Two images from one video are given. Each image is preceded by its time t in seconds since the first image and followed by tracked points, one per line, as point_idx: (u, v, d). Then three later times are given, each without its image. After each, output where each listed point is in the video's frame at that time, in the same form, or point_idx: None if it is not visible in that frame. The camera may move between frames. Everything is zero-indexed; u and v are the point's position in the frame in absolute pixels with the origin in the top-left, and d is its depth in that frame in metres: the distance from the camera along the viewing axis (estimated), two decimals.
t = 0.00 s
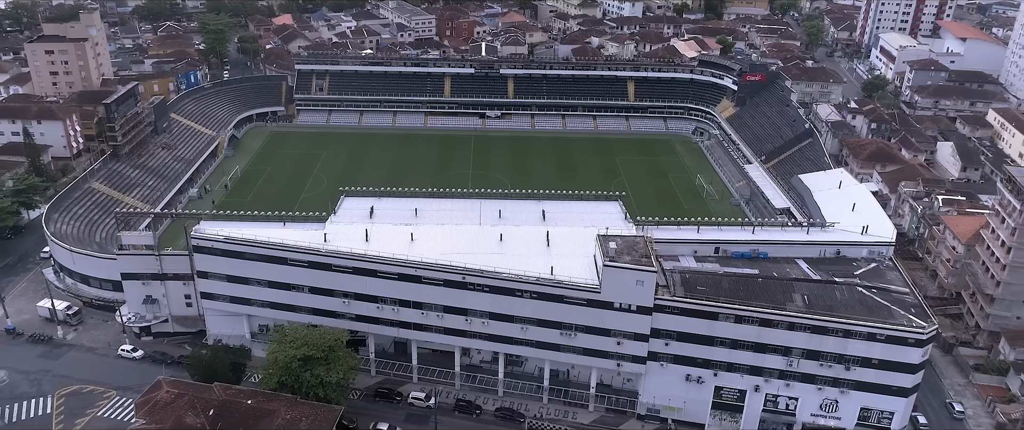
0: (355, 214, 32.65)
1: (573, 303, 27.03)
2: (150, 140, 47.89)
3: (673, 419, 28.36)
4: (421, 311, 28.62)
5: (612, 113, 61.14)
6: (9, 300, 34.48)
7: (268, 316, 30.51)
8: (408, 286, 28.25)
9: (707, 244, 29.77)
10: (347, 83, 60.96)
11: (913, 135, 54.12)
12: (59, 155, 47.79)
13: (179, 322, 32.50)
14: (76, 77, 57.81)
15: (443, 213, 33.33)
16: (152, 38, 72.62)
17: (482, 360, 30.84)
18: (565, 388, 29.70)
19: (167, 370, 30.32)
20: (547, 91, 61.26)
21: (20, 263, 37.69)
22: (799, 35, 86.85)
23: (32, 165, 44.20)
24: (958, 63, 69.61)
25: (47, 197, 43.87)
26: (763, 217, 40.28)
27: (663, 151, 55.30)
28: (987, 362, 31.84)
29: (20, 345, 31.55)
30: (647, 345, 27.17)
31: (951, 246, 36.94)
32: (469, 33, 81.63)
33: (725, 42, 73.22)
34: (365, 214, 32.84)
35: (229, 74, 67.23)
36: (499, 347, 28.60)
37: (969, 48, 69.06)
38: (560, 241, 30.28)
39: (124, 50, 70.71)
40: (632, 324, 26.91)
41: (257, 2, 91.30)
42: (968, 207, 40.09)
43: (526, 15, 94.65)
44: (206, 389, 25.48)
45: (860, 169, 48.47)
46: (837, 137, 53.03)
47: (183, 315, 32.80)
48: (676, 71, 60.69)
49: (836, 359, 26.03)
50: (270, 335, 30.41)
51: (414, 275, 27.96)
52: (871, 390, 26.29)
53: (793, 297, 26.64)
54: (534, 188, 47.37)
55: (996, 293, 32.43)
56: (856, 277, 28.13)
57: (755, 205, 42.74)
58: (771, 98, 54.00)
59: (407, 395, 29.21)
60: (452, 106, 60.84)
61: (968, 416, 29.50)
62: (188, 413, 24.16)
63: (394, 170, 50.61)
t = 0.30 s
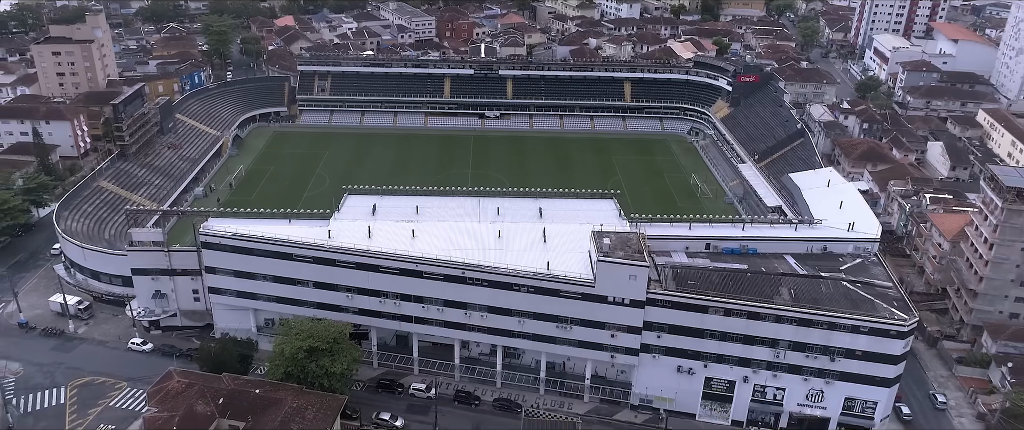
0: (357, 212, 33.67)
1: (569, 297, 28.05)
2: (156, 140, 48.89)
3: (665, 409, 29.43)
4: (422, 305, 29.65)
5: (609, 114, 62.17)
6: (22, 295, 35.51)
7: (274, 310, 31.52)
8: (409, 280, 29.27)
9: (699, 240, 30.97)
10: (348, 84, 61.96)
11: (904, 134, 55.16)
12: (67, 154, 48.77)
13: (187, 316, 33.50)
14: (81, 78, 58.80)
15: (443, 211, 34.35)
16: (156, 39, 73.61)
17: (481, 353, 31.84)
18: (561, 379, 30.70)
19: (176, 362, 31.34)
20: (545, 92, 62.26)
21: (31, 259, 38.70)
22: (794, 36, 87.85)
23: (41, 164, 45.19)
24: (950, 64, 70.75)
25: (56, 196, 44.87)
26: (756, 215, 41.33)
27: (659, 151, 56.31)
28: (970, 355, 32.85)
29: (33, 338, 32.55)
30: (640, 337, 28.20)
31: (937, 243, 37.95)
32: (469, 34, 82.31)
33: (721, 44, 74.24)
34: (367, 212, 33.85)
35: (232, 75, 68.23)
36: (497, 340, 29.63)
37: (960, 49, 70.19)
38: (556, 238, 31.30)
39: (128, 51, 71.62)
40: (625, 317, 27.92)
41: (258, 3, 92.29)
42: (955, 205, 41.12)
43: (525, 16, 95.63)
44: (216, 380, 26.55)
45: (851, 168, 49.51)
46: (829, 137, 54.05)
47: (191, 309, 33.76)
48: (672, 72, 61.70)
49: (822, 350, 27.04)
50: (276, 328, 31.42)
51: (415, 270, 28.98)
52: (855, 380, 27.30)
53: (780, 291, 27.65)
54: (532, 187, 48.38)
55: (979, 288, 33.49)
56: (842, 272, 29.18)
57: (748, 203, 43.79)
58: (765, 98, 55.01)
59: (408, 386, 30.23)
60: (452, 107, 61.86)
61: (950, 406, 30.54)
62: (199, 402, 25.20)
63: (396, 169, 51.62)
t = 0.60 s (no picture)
0: (360, 209, 34.72)
1: (564, 291, 29.09)
2: (162, 140, 49.90)
3: (658, 400, 30.48)
4: (423, 299, 30.68)
5: (606, 114, 63.23)
6: (34, 291, 36.53)
7: (280, 305, 32.54)
8: (411, 275, 30.29)
9: (691, 237, 31.87)
10: (350, 85, 62.96)
11: (895, 134, 56.21)
12: (75, 154, 49.77)
13: (195, 311, 34.55)
14: (88, 80, 59.79)
15: (443, 209, 35.38)
16: (160, 41, 74.62)
17: (480, 346, 32.87)
18: (558, 371, 31.75)
19: (185, 355, 32.37)
20: (543, 93, 63.26)
21: (41, 257, 39.71)
22: (790, 37, 88.89)
23: (50, 164, 46.22)
24: (942, 65, 71.98)
25: (65, 195, 45.89)
26: (748, 213, 42.41)
27: (655, 151, 57.37)
28: (954, 348, 33.90)
29: (45, 332, 33.57)
30: (633, 330, 29.26)
31: (924, 240, 38.95)
32: (469, 36, 83.11)
33: (717, 45, 75.30)
34: (370, 210, 34.90)
35: (236, 77, 69.26)
36: (495, 333, 30.69)
37: (952, 50, 71.36)
38: (552, 234, 32.32)
39: (133, 52, 72.54)
40: (619, 310, 28.98)
41: (261, 5, 93.32)
42: (942, 203, 42.11)
43: (525, 17, 96.64)
44: (225, 371, 27.63)
45: (843, 167, 50.57)
46: (822, 137, 55.08)
47: (199, 304, 34.84)
48: (668, 73, 62.74)
49: (808, 342, 28.07)
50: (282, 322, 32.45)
51: (416, 266, 30.02)
52: (840, 370, 28.32)
53: (768, 285, 28.69)
54: (531, 186, 49.46)
55: (963, 283, 34.52)
56: (828, 267, 30.23)
57: (742, 201, 44.84)
58: (758, 99, 56.02)
59: (410, 377, 31.27)
60: (451, 107, 62.93)
61: (934, 397, 31.58)
62: (209, 391, 26.25)
63: (397, 168, 52.64)
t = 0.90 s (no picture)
0: (363, 207, 35.77)
1: (560, 286, 30.13)
2: (169, 140, 50.97)
3: (651, 391, 31.54)
4: (424, 294, 31.73)
5: (603, 115, 64.23)
6: (46, 286, 37.58)
7: (286, 300, 33.58)
8: (412, 271, 31.33)
9: (683, 234, 32.91)
10: (351, 86, 63.98)
11: (887, 135, 57.26)
12: (83, 154, 50.82)
13: (203, 306, 35.52)
14: (94, 81, 60.84)
15: (443, 207, 36.43)
16: (164, 43, 75.70)
17: (480, 340, 33.93)
18: (555, 363, 32.79)
19: (194, 349, 33.39)
20: (541, 94, 64.28)
21: (52, 254, 40.76)
22: (786, 38, 89.97)
23: (59, 163, 47.26)
24: (935, 66, 73.05)
25: (73, 193, 46.93)
26: (742, 211, 43.44)
27: (652, 151, 58.38)
28: (940, 342, 34.93)
29: (57, 327, 34.58)
30: (627, 324, 30.30)
31: (912, 237, 39.99)
32: (468, 37, 84.16)
33: (713, 47, 76.32)
34: (372, 208, 35.95)
35: (239, 78, 70.33)
36: (494, 327, 31.72)
37: (945, 51, 72.50)
38: (549, 231, 33.37)
39: (137, 53, 73.59)
40: (614, 305, 30.02)
41: (263, 6, 94.39)
42: (930, 201, 43.17)
43: (524, 19, 97.74)
44: (233, 362, 28.67)
45: (835, 166, 51.63)
46: (815, 137, 56.13)
47: (206, 299, 35.81)
48: (664, 74, 63.85)
49: (796, 335, 29.11)
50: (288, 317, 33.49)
51: (418, 262, 31.06)
52: (827, 362, 29.33)
53: (757, 280, 29.74)
54: (529, 185, 50.49)
55: (949, 279, 35.57)
56: (816, 263, 31.29)
57: (735, 200, 45.93)
58: (752, 100, 57.01)
59: (412, 370, 32.31)
60: (452, 108, 63.92)
61: (919, 389, 32.62)
62: (219, 382, 27.30)
63: (398, 168, 53.64)
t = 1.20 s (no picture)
0: (366, 206, 36.80)
1: (557, 281, 31.15)
2: (174, 140, 51.96)
3: (645, 383, 32.58)
4: (425, 290, 32.76)
5: (601, 115, 65.27)
6: (57, 283, 38.63)
7: (291, 295, 34.62)
8: (414, 267, 32.37)
9: (676, 231, 33.99)
10: (353, 87, 65.02)
11: (879, 134, 58.29)
12: (90, 154, 51.86)
13: (210, 301, 36.69)
14: (100, 82, 61.88)
15: (444, 205, 37.48)
16: (168, 44, 76.79)
17: (479, 334, 35.00)
18: (552, 357, 33.84)
19: (201, 343, 34.42)
20: (540, 95, 65.32)
21: (62, 251, 41.81)
22: (782, 39, 91.06)
23: (68, 163, 48.31)
24: (928, 67, 74.03)
25: (81, 192, 47.97)
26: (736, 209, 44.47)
27: (648, 150, 59.43)
28: (926, 337, 35.97)
29: (69, 321, 35.61)
30: (622, 318, 31.34)
31: (900, 235, 41.02)
32: (468, 39, 85.45)
33: (710, 48, 77.39)
34: (375, 206, 36.99)
35: (242, 79, 71.42)
36: (493, 321, 32.77)
37: (938, 52, 73.78)
38: (547, 229, 34.42)
39: (141, 54, 74.66)
40: (608, 299, 31.06)
41: (265, 8, 95.47)
42: (919, 199, 44.18)
43: (523, 20, 98.85)
44: (241, 355, 29.71)
45: (828, 166, 52.67)
46: (808, 137, 57.19)
47: (213, 295, 36.93)
48: (661, 75, 64.92)
49: (784, 328, 30.14)
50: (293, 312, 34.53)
51: (419, 258, 32.10)
52: (814, 355, 30.36)
53: (747, 275, 30.77)
54: (527, 183, 51.56)
55: (935, 275, 36.61)
56: (804, 259, 32.33)
57: (729, 199, 46.97)
58: (747, 101, 57.99)
59: (413, 363, 33.35)
60: (452, 108, 64.89)
61: (905, 382, 33.67)
62: (228, 373, 28.35)
63: (400, 167, 54.67)
